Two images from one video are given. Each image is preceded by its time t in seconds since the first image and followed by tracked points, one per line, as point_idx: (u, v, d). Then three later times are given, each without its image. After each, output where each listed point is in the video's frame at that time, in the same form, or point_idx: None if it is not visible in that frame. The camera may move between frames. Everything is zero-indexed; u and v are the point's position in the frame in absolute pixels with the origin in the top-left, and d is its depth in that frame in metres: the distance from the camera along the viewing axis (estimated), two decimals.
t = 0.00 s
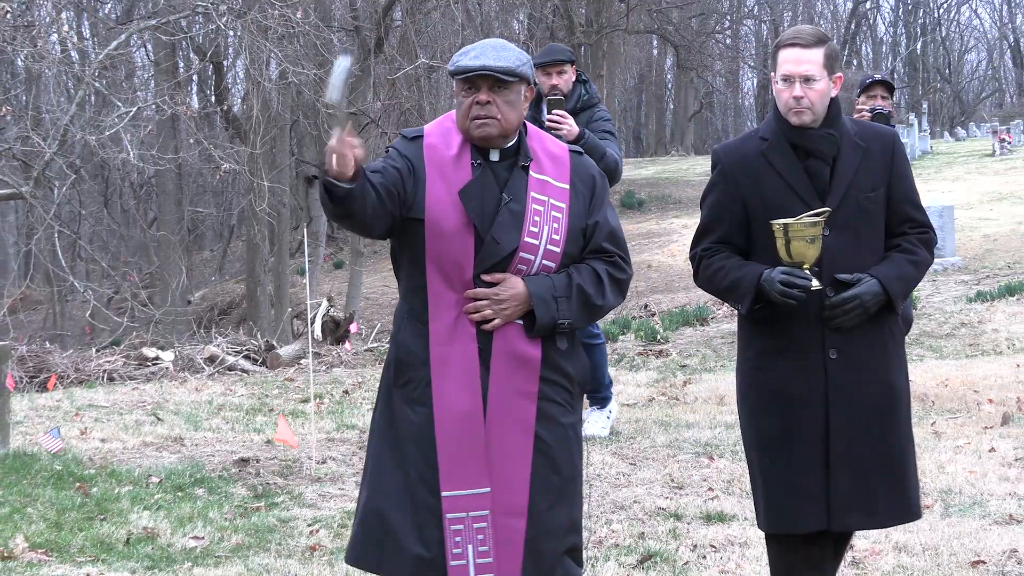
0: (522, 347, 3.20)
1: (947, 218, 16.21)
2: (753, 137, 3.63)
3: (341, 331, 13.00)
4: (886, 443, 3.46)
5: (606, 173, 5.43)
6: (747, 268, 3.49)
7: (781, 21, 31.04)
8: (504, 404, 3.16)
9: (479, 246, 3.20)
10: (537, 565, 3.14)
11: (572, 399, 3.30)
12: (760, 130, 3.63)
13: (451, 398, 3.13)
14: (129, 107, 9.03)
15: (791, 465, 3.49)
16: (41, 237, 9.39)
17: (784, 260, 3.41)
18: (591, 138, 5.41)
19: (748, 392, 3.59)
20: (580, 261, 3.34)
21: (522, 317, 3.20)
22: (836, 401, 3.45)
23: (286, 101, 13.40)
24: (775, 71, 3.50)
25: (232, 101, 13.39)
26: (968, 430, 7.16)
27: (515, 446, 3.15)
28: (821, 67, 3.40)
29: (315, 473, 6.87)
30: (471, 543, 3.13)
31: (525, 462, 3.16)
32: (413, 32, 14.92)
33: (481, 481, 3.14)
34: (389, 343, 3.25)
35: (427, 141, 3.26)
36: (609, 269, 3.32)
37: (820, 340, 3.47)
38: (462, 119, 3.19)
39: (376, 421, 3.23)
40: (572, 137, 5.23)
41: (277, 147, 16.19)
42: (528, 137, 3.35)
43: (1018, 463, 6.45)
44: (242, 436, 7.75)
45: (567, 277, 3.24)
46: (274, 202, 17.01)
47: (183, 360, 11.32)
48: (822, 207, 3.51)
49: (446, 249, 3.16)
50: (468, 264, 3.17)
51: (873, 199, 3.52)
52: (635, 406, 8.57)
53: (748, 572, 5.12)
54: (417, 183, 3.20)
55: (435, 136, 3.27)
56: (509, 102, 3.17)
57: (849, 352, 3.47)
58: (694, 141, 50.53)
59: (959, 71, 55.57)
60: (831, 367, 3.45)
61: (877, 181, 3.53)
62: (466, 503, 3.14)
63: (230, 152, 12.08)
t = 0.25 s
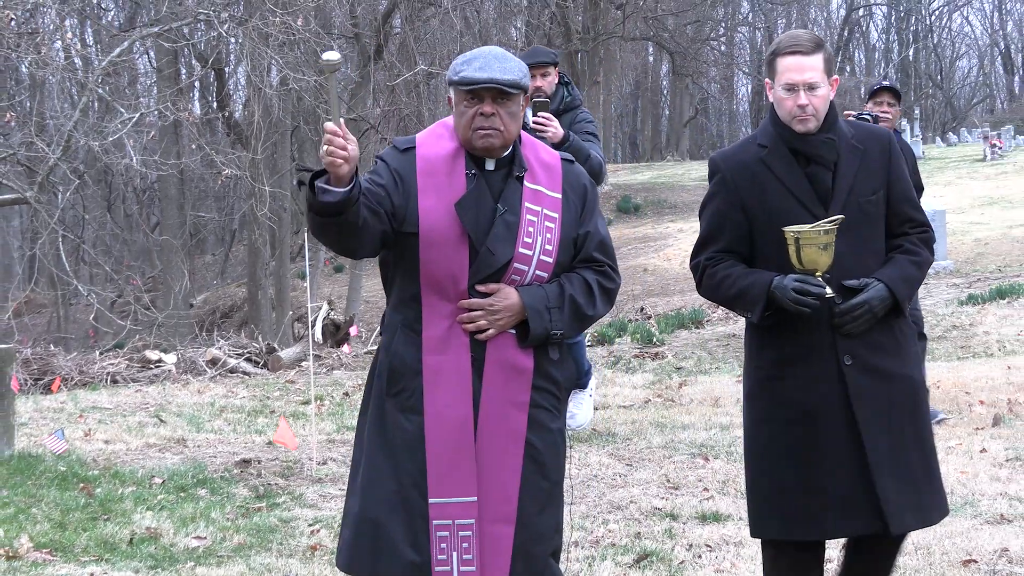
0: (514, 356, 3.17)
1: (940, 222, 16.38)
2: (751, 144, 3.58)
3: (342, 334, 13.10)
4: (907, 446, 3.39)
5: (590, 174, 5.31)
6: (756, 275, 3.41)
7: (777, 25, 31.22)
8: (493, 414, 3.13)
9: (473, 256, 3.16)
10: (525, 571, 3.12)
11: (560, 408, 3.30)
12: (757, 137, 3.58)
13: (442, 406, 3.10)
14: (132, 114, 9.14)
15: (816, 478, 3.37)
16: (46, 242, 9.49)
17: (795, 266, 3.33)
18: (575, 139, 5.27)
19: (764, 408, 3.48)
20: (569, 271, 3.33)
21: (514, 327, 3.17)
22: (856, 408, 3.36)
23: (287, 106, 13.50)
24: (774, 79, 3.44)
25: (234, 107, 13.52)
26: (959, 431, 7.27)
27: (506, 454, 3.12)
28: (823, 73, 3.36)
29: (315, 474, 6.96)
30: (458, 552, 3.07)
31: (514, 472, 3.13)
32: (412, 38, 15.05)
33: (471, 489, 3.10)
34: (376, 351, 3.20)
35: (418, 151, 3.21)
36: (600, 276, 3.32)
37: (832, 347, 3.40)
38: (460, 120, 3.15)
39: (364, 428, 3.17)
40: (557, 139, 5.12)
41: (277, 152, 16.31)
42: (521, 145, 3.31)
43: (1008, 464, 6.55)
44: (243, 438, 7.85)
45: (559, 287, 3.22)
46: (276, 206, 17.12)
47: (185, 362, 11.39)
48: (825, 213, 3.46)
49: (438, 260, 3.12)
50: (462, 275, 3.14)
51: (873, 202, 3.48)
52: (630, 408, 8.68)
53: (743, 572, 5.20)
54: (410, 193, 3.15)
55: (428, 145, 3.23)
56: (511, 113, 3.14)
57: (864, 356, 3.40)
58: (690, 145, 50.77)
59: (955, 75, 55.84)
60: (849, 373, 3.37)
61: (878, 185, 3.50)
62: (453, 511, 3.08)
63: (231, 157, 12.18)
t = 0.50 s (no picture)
0: (509, 359, 3.25)
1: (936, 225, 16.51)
2: (764, 146, 3.65)
3: (343, 334, 13.20)
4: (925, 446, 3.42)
5: (583, 177, 5.39)
6: (769, 281, 3.49)
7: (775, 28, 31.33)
8: (489, 415, 3.20)
9: (472, 260, 3.22)
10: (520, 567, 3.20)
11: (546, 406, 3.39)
12: (769, 141, 3.64)
13: (440, 408, 3.15)
14: (136, 118, 9.24)
15: (827, 481, 3.45)
16: (50, 243, 9.58)
17: (806, 273, 3.40)
18: (570, 141, 5.35)
19: (773, 414, 3.57)
20: (558, 272, 3.42)
21: (509, 330, 3.25)
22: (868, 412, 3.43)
23: (288, 109, 13.60)
24: (786, 84, 3.49)
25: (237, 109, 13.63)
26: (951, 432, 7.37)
27: (498, 454, 3.19)
28: (835, 78, 3.42)
29: (316, 472, 7.06)
30: (453, 551, 3.12)
31: (508, 472, 3.20)
32: (412, 42, 15.15)
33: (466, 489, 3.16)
34: (368, 354, 3.25)
35: (416, 158, 3.24)
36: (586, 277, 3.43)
37: (841, 353, 3.48)
38: (476, 134, 3.16)
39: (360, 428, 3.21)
40: (552, 142, 5.26)
41: (279, 155, 16.41)
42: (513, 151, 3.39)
43: (999, 463, 6.64)
44: (245, 437, 7.94)
45: (551, 290, 3.30)
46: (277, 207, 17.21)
47: (187, 362, 11.48)
48: (836, 220, 3.52)
49: (438, 266, 3.17)
50: (461, 279, 3.20)
51: (885, 207, 3.54)
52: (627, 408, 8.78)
53: (738, 569, 5.26)
54: (410, 198, 3.18)
55: (426, 152, 3.25)
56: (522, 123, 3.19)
57: (875, 361, 3.46)
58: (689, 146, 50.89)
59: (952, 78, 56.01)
60: (859, 378, 3.44)
61: (889, 190, 3.55)
62: (449, 512, 3.14)
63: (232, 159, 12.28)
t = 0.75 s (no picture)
0: (511, 361, 3.32)
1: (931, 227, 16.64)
2: (793, 148, 3.67)
3: (344, 335, 13.30)
4: (931, 462, 3.44)
5: (590, 179, 5.64)
6: (780, 283, 3.54)
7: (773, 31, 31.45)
8: (494, 420, 3.25)
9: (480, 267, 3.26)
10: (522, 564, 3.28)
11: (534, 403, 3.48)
12: (799, 144, 3.68)
13: (447, 416, 3.21)
14: (139, 121, 9.32)
15: (834, 484, 3.52)
16: (54, 245, 9.67)
17: (807, 276, 3.46)
18: (578, 145, 5.61)
19: (787, 415, 3.63)
20: (545, 273, 3.51)
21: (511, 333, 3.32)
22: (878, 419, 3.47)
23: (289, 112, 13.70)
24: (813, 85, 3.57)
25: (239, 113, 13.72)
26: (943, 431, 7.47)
27: (503, 459, 3.25)
28: (857, 82, 3.46)
29: (317, 471, 7.15)
30: (460, 557, 3.19)
31: (513, 475, 3.28)
32: (412, 46, 15.26)
33: (471, 494, 3.22)
34: (369, 362, 3.27)
35: (419, 171, 3.27)
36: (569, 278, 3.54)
37: (854, 359, 3.51)
38: (492, 142, 3.22)
39: (365, 439, 3.23)
40: (560, 146, 5.53)
41: (281, 158, 16.49)
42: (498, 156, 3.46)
43: (991, 462, 6.73)
44: (248, 436, 8.04)
45: (545, 291, 3.39)
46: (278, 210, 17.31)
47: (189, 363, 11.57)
48: (858, 225, 3.53)
49: (451, 276, 3.19)
50: (470, 287, 3.22)
51: (909, 214, 3.51)
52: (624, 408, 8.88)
53: (733, 566, 5.33)
54: (417, 212, 3.25)
55: (427, 163, 3.29)
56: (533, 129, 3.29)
57: (890, 370, 3.47)
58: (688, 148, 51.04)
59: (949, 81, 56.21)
60: (871, 385, 3.47)
61: (916, 195, 3.52)
62: (456, 518, 3.19)
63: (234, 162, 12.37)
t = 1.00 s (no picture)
0: (524, 359, 3.40)
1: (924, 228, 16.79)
2: (840, 141, 3.69)
3: (345, 335, 13.41)
4: (960, 464, 3.46)
5: (613, 182, 5.99)
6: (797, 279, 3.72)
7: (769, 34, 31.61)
8: (510, 416, 3.33)
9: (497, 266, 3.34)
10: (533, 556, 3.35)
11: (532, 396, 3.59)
12: (846, 138, 3.69)
13: (465, 415, 3.28)
14: (143, 124, 9.41)
15: (855, 475, 3.58)
16: (59, 247, 9.78)
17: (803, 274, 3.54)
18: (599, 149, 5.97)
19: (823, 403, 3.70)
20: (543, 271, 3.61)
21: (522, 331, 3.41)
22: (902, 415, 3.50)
23: (291, 115, 13.80)
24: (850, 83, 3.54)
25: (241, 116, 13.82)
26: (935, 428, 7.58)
27: (518, 454, 3.33)
28: (891, 77, 3.41)
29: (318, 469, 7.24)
30: (480, 551, 3.26)
31: (528, 469, 3.36)
32: (411, 49, 15.38)
33: (490, 489, 3.29)
34: (382, 362, 3.33)
35: (444, 171, 3.30)
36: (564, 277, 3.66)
37: (883, 353, 3.54)
38: (512, 141, 3.29)
39: (383, 439, 3.29)
40: (584, 149, 5.89)
41: (282, 160, 16.59)
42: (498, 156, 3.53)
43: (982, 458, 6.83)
44: (250, 435, 8.13)
45: (549, 288, 3.49)
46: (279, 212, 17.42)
47: (193, 363, 11.67)
48: (893, 220, 3.54)
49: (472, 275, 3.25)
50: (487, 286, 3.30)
51: (947, 210, 3.48)
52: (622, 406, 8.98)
53: (729, 561, 5.41)
54: (445, 210, 3.27)
55: (449, 163, 3.31)
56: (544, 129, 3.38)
57: (917, 367, 3.49)
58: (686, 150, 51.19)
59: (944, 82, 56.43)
60: (897, 381, 3.50)
61: (956, 191, 3.48)
62: (476, 513, 3.27)
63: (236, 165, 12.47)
